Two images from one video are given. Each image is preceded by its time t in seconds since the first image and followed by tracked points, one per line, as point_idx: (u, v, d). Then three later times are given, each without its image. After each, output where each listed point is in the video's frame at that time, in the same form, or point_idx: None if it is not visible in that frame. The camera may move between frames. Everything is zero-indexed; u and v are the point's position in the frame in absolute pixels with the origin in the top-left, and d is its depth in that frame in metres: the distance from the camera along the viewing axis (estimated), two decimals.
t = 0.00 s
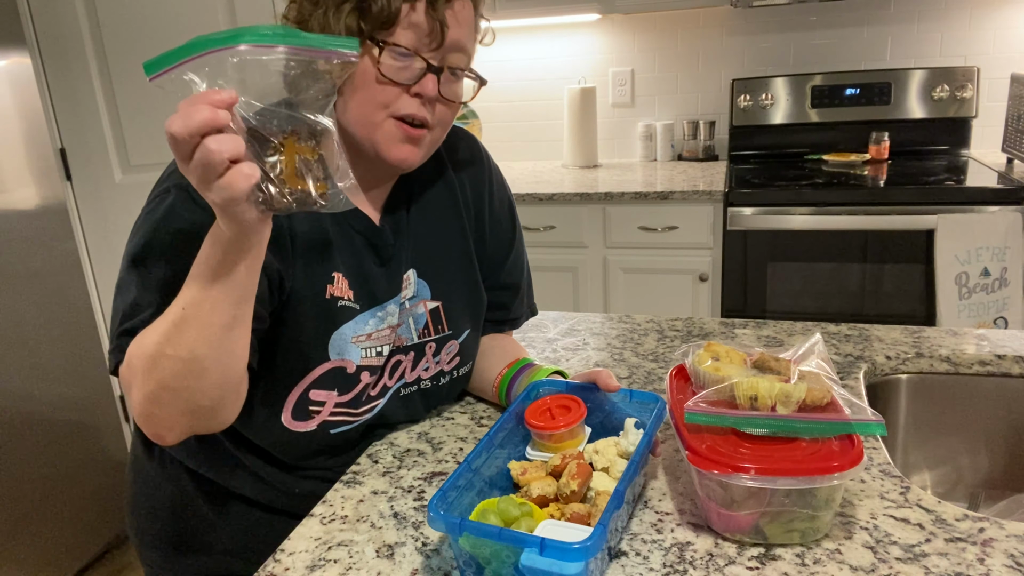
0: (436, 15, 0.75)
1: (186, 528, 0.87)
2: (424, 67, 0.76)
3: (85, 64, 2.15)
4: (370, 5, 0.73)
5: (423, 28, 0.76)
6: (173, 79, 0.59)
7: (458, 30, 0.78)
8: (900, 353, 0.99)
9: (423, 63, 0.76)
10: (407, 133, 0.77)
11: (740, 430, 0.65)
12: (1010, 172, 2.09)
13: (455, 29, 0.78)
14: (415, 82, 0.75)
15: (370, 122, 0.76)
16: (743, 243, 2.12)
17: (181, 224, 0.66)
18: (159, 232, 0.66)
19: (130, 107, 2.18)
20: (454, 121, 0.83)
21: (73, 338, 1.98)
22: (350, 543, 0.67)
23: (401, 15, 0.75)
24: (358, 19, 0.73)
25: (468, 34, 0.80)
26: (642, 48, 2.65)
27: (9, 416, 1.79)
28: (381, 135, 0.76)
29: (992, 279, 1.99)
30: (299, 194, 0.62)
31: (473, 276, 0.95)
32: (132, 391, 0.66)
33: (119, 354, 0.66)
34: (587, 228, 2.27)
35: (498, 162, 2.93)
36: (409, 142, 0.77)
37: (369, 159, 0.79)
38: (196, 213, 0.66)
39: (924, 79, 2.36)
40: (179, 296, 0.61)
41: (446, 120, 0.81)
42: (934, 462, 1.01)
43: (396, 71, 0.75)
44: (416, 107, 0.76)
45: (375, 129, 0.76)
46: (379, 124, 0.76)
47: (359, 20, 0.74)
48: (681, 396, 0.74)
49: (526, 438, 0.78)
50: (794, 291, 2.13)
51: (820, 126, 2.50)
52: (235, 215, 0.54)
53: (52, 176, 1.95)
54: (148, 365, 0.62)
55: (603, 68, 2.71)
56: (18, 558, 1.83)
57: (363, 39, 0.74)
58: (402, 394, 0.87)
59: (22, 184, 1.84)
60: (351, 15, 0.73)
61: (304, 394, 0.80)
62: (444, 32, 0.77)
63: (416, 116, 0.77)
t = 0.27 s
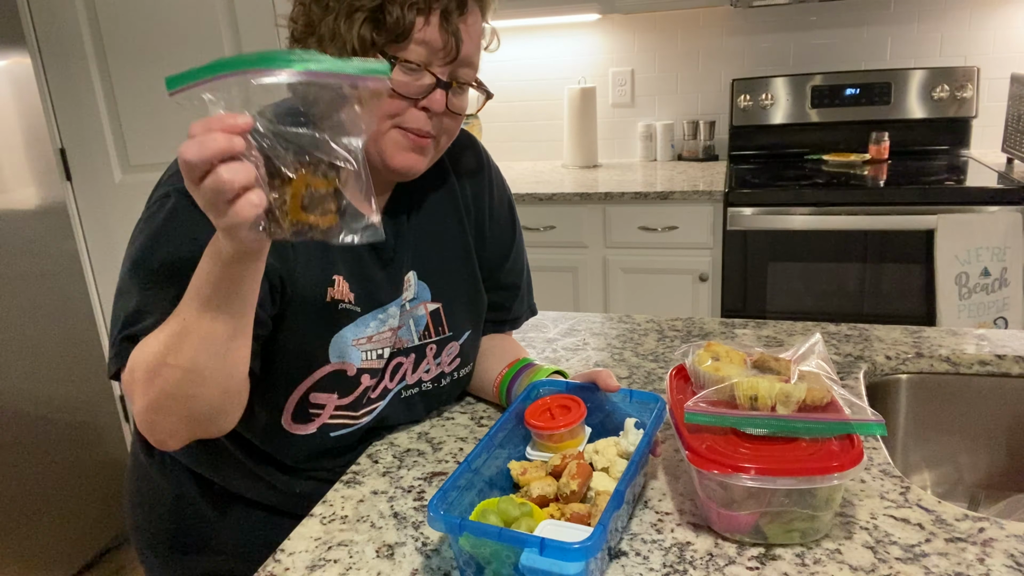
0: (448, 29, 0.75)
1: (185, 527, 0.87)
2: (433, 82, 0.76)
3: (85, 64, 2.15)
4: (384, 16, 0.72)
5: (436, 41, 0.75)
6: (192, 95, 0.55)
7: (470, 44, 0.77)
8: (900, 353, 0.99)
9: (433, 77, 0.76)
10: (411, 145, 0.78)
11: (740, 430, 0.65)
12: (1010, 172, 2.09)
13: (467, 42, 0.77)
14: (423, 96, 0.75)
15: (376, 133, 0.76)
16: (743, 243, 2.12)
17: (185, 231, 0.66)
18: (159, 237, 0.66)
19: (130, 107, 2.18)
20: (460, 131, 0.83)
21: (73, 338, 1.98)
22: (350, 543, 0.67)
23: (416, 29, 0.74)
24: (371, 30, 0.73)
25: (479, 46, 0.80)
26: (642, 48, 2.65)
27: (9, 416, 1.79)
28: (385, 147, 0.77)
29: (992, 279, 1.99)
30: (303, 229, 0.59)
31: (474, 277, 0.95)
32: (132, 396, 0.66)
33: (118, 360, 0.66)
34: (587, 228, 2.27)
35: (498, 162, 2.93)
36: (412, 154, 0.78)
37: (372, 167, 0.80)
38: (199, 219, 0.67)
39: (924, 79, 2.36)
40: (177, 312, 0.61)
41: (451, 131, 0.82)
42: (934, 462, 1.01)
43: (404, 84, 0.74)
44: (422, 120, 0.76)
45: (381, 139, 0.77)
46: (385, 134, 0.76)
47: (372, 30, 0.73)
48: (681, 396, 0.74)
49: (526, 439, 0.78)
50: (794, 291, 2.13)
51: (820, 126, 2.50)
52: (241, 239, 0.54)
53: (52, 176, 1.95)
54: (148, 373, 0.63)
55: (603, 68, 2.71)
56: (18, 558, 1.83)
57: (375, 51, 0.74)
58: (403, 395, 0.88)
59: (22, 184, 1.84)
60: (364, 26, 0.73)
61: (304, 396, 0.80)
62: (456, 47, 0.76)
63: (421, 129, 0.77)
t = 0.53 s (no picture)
0: (429, 24, 0.74)
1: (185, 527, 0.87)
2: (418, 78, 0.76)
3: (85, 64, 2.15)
4: (363, 16, 0.73)
5: (417, 38, 0.75)
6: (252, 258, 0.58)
7: (454, 37, 0.77)
8: (900, 353, 0.99)
9: (417, 74, 0.76)
10: (401, 143, 0.77)
11: (740, 429, 0.65)
12: (1010, 172, 2.09)
13: (451, 36, 0.76)
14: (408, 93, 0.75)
15: (364, 134, 0.77)
16: (743, 243, 2.12)
17: (183, 261, 0.68)
18: (151, 256, 0.67)
19: (130, 106, 2.18)
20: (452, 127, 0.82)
21: (73, 338, 1.99)
22: (350, 544, 0.67)
23: (395, 28, 0.74)
24: (352, 31, 0.73)
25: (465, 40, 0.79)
26: (642, 47, 2.65)
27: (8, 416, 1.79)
28: (374, 146, 0.77)
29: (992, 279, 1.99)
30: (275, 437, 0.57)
31: (476, 277, 0.95)
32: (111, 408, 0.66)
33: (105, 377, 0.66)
34: (587, 228, 2.27)
35: (498, 162, 2.93)
36: (403, 152, 0.78)
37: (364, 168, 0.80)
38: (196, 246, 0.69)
39: (924, 79, 2.36)
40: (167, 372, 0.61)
41: (443, 128, 0.81)
42: (934, 462, 1.01)
43: (388, 84, 0.75)
44: (409, 117, 0.76)
45: (370, 141, 0.77)
46: (373, 135, 0.77)
47: (352, 30, 0.73)
48: (681, 396, 0.74)
49: (527, 438, 0.78)
50: (793, 291, 2.14)
51: (820, 126, 2.50)
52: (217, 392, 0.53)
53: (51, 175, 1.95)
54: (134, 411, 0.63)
55: (603, 68, 2.71)
56: (18, 558, 1.83)
57: (357, 52, 0.74)
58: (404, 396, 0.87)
59: (22, 185, 1.84)
60: (344, 26, 0.73)
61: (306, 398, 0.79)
62: (438, 42, 0.76)
63: (410, 127, 0.77)
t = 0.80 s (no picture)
0: (407, 18, 0.72)
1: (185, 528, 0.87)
2: (401, 75, 0.74)
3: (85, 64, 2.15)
4: (340, 13, 0.71)
5: (397, 33, 0.73)
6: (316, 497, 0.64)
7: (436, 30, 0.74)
8: (900, 353, 0.99)
9: (399, 69, 0.74)
10: (389, 145, 0.76)
11: (740, 430, 0.65)
12: (1010, 172, 2.10)
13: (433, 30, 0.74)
14: (391, 90, 0.74)
15: (350, 135, 0.75)
16: (743, 243, 2.12)
17: (161, 282, 0.66)
18: (132, 280, 0.65)
19: (130, 106, 2.18)
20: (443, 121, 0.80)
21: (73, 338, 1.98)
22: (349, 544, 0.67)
23: (373, 25, 0.72)
24: (330, 30, 0.72)
25: (449, 32, 0.77)
26: (641, 47, 2.65)
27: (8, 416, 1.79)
28: (361, 149, 0.76)
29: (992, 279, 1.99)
30: None
31: (469, 279, 0.94)
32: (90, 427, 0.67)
33: (91, 397, 0.65)
34: (587, 228, 2.27)
35: (498, 162, 2.93)
36: (391, 153, 0.76)
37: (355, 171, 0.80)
38: (177, 265, 0.66)
39: (924, 79, 2.36)
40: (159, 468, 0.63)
41: (431, 125, 0.79)
42: (934, 462, 1.01)
43: (370, 83, 0.73)
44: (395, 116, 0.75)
45: (357, 142, 0.75)
46: (360, 136, 0.75)
47: (331, 30, 0.72)
48: (681, 396, 0.73)
49: (527, 438, 0.78)
50: (793, 291, 2.14)
51: (820, 127, 2.50)
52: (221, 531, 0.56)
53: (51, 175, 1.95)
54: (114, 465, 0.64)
55: (603, 68, 2.71)
56: (18, 558, 1.83)
57: (337, 51, 0.73)
58: (399, 401, 0.87)
59: (22, 184, 1.84)
60: (323, 25, 0.71)
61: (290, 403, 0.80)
62: (418, 36, 0.73)
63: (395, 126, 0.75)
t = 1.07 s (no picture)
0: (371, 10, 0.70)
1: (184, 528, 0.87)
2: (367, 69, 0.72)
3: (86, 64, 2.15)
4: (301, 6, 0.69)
5: (360, 25, 0.71)
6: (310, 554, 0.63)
7: (400, 21, 0.73)
8: (900, 353, 0.99)
9: (365, 63, 0.72)
10: (358, 141, 0.74)
11: (740, 430, 0.65)
12: (1010, 172, 2.10)
13: (398, 21, 0.72)
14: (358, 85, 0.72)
15: (316, 133, 0.73)
16: (743, 242, 2.12)
17: (125, 289, 0.64)
18: (92, 286, 0.63)
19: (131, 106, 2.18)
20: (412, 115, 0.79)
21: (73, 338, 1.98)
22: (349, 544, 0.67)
23: (335, 18, 0.70)
24: (291, 23, 0.70)
25: (415, 23, 0.75)
26: (642, 47, 2.65)
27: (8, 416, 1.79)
28: (330, 146, 0.74)
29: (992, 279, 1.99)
30: None
31: (452, 281, 0.94)
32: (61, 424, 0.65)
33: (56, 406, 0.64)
34: (587, 228, 2.27)
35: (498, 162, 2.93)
36: (362, 150, 0.75)
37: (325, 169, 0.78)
38: (141, 270, 0.64)
39: (924, 79, 2.36)
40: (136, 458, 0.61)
41: (400, 120, 0.78)
42: (934, 462, 1.01)
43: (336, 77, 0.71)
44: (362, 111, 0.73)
45: (325, 139, 0.73)
46: (328, 134, 0.73)
47: (292, 24, 0.70)
48: (681, 396, 0.73)
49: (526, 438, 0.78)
50: (793, 291, 2.14)
51: (820, 126, 2.50)
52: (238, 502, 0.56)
53: (51, 175, 1.95)
54: (90, 467, 0.61)
55: (603, 68, 2.71)
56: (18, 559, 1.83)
57: (300, 45, 0.71)
58: (392, 405, 0.88)
59: (22, 184, 1.84)
60: (283, 19, 0.69)
61: (277, 413, 0.79)
62: (383, 28, 0.72)
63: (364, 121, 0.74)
